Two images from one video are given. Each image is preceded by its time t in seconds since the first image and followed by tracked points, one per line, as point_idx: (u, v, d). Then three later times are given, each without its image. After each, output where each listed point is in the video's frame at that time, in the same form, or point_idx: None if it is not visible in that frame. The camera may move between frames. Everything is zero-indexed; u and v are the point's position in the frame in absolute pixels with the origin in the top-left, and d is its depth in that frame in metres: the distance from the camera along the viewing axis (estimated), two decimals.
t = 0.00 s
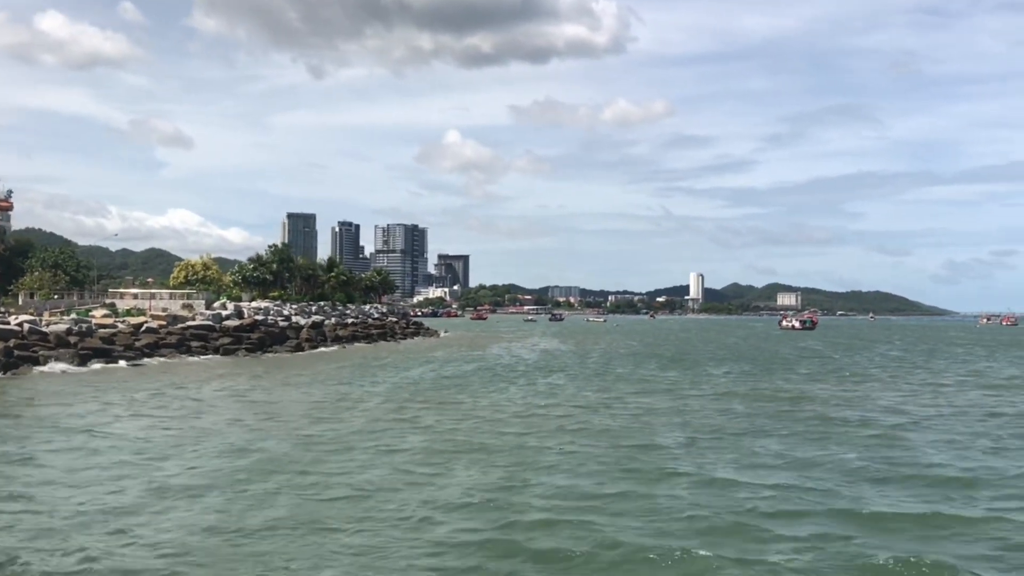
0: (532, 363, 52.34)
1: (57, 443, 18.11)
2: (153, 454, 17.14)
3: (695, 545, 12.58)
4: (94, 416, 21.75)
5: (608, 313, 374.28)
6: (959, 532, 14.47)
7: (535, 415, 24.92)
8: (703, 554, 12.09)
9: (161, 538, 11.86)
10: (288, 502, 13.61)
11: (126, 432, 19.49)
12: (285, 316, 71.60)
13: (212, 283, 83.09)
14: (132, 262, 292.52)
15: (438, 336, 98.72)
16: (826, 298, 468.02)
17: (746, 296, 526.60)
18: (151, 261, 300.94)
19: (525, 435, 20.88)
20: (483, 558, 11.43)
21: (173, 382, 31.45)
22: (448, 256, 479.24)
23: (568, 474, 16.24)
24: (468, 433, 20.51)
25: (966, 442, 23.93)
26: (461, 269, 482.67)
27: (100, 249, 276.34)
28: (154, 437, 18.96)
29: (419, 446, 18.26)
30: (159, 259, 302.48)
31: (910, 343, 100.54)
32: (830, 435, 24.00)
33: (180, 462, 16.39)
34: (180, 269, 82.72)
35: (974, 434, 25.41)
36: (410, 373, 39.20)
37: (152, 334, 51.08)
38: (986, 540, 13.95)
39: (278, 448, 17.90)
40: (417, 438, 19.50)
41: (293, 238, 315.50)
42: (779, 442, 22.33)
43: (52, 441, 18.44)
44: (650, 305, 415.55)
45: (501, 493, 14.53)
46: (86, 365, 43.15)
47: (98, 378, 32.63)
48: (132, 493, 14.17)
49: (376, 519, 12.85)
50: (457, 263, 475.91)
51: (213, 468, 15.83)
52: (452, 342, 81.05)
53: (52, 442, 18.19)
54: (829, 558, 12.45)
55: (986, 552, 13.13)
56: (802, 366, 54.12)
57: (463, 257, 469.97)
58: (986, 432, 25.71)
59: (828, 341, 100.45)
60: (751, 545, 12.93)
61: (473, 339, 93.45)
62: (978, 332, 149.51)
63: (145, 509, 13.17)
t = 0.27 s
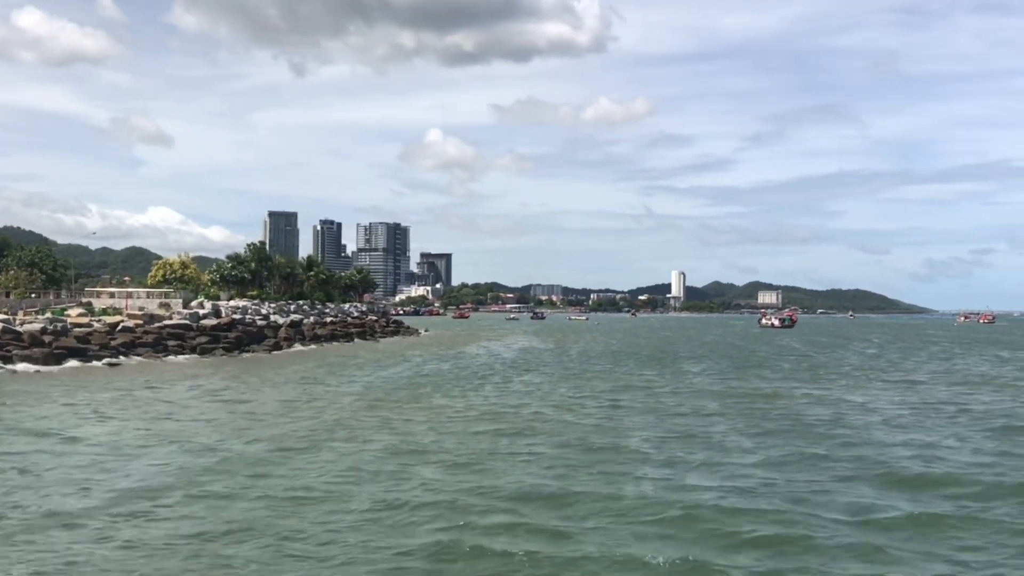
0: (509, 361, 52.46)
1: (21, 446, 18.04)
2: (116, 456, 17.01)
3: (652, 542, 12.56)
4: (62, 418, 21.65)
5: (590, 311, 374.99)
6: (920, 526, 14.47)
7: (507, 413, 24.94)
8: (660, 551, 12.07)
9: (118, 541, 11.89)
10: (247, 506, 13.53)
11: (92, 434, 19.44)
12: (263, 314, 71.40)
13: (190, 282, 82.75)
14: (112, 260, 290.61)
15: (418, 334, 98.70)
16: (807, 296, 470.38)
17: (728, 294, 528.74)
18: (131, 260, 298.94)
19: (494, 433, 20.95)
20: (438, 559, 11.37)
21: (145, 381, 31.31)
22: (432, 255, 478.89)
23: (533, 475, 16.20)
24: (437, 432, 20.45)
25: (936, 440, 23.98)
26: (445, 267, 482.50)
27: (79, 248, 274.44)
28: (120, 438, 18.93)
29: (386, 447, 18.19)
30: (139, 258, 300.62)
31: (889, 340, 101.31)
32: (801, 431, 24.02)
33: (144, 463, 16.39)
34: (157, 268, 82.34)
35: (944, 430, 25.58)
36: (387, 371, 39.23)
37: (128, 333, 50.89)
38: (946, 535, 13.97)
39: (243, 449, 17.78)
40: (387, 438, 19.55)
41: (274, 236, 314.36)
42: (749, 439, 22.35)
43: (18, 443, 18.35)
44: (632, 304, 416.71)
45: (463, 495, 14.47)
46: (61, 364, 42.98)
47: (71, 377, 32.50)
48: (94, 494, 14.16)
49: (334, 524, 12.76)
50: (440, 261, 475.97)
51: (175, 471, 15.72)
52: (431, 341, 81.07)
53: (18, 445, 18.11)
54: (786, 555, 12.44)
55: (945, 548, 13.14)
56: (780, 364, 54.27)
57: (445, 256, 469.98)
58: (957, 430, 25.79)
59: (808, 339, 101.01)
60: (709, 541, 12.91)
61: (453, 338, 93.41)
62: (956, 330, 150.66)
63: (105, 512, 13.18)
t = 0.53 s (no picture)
0: (486, 364, 52.48)
1: None
2: (78, 463, 16.82)
3: (615, 535, 12.51)
4: (30, 424, 21.51)
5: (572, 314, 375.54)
6: (884, 500, 14.52)
7: (480, 414, 24.96)
8: (622, 546, 12.02)
9: (78, 547, 11.84)
10: (206, 515, 13.37)
11: (59, 440, 19.32)
12: (240, 318, 71.17)
13: (167, 286, 82.34)
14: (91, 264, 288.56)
15: (398, 338, 98.59)
16: (788, 299, 472.86)
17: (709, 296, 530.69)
18: (110, 264, 296.96)
19: (465, 434, 20.97)
20: (395, 562, 11.27)
21: (117, 386, 31.14)
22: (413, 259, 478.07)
23: (501, 474, 16.13)
24: (407, 436, 20.36)
25: (906, 424, 24.11)
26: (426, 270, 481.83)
27: (58, 252, 272.38)
28: (88, 444, 18.84)
29: (354, 451, 18.07)
30: (118, 262, 298.71)
31: (867, 341, 102.06)
32: (772, 425, 24.09)
33: (111, 469, 16.31)
34: (134, 272, 81.90)
35: (913, 419, 25.78)
36: (363, 375, 39.18)
37: (104, 338, 50.63)
38: (910, 509, 14.02)
39: (209, 455, 17.62)
40: (357, 441, 19.53)
41: (255, 240, 313.16)
42: (720, 435, 22.49)
43: None
44: (614, 306, 417.54)
45: (428, 497, 14.37)
46: (35, 368, 42.72)
47: (42, 383, 32.29)
48: (57, 501, 14.09)
49: (295, 531, 12.62)
50: (422, 265, 475.43)
51: (137, 478, 15.55)
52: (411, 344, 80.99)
53: None
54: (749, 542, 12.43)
55: (907, 526, 13.19)
56: (756, 366, 54.54)
57: (427, 259, 469.55)
58: (926, 416, 25.97)
59: (787, 340, 101.61)
60: (673, 530, 12.88)
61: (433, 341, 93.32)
62: (934, 331, 151.84)
63: (67, 518, 13.12)
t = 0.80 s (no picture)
0: (462, 367, 52.45)
1: None
2: (39, 469, 16.66)
3: (578, 538, 12.52)
4: None
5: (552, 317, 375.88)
6: (845, 501, 14.55)
7: (451, 418, 24.93)
8: (581, 551, 12.00)
9: (35, 553, 11.72)
10: (166, 521, 13.25)
11: (24, 446, 19.14)
12: (216, 322, 70.77)
13: (142, 291, 81.74)
14: (67, 269, 286.02)
15: (375, 342, 98.34)
16: (767, 300, 475.41)
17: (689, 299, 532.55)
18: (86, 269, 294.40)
19: (435, 438, 20.94)
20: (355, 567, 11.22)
21: (87, 392, 30.88)
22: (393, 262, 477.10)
23: (468, 478, 16.11)
24: (375, 441, 20.27)
25: (873, 425, 24.30)
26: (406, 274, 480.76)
27: (33, 257, 269.78)
28: (52, 450, 18.66)
29: (321, 457, 17.97)
30: (95, 266, 296.24)
31: (842, 342, 102.80)
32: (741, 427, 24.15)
33: (74, 475, 16.17)
34: (108, 277, 81.25)
35: (881, 421, 25.99)
36: (337, 379, 39.05)
37: (76, 343, 50.20)
38: (869, 510, 14.04)
39: (174, 461, 17.50)
40: (325, 446, 19.46)
41: (233, 244, 311.50)
42: (690, 437, 22.57)
43: None
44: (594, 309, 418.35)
45: (392, 502, 14.33)
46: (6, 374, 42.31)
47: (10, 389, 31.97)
48: (18, 507, 13.96)
49: (257, 536, 12.55)
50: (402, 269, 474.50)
51: (97, 485, 15.41)
52: (388, 347, 80.80)
53: None
54: (706, 542, 12.45)
55: (865, 526, 13.22)
56: (731, 368, 54.77)
57: (407, 263, 468.76)
58: (894, 415, 26.09)
59: (763, 342, 102.19)
60: (632, 533, 12.89)
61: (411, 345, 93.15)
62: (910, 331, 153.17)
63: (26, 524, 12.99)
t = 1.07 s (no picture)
0: (436, 367, 52.36)
1: None
2: None
3: (537, 536, 12.52)
4: None
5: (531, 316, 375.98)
6: (808, 497, 14.57)
7: (420, 418, 24.87)
8: (542, 548, 11.98)
9: None
10: (125, 525, 13.11)
11: None
12: (189, 324, 70.31)
13: (115, 292, 81.09)
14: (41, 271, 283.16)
15: (351, 342, 98.05)
16: (744, 299, 477.63)
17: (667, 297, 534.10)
18: (61, 270, 291.61)
19: (401, 439, 20.89)
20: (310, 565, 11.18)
21: (53, 395, 30.61)
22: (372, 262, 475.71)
23: (431, 479, 16.08)
24: (343, 442, 20.16)
25: (839, 421, 24.44)
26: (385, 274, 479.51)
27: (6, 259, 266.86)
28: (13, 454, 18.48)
29: (287, 459, 17.86)
30: (69, 268, 293.53)
31: (818, 339, 103.35)
32: (710, 424, 24.24)
33: (32, 479, 16.02)
34: (80, 278, 80.55)
35: (848, 417, 26.16)
36: (308, 379, 38.90)
37: (47, 345, 49.75)
38: (831, 505, 14.13)
39: (136, 463, 17.38)
40: (290, 448, 19.37)
41: (210, 245, 309.55)
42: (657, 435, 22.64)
43: None
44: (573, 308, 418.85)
45: (353, 503, 14.29)
46: None
47: None
48: None
49: (213, 536, 12.48)
50: (381, 269, 473.15)
51: (56, 488, 15.29)
52: (364, 348, 80.50)
53: None
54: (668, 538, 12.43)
55: (825, 522, 13.27)
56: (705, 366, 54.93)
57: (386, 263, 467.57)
58: (862, 412, 26.22)
59: (739, 340, 102.57)
60: (594, 531, 12.87)
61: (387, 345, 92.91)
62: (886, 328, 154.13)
63: None
